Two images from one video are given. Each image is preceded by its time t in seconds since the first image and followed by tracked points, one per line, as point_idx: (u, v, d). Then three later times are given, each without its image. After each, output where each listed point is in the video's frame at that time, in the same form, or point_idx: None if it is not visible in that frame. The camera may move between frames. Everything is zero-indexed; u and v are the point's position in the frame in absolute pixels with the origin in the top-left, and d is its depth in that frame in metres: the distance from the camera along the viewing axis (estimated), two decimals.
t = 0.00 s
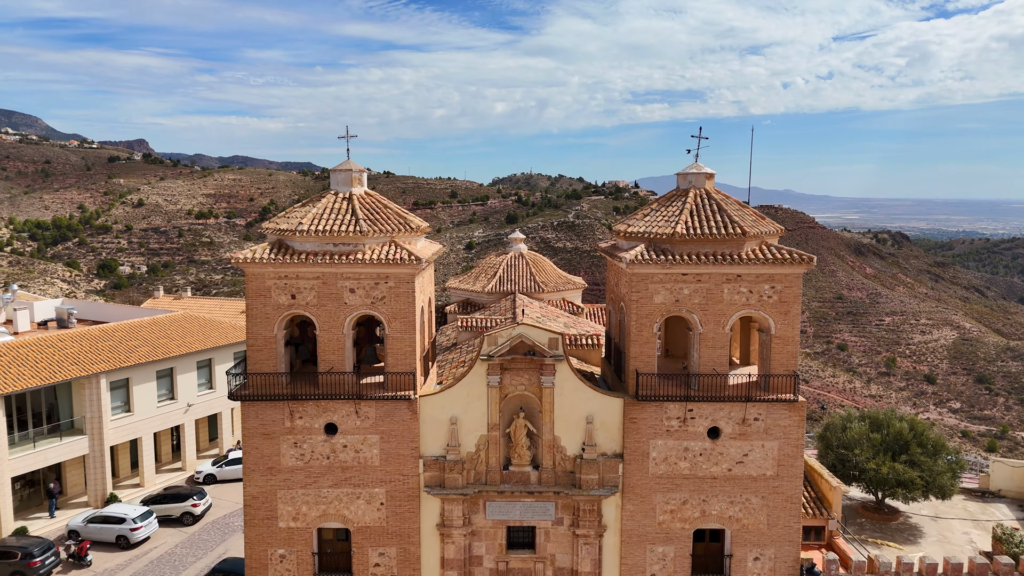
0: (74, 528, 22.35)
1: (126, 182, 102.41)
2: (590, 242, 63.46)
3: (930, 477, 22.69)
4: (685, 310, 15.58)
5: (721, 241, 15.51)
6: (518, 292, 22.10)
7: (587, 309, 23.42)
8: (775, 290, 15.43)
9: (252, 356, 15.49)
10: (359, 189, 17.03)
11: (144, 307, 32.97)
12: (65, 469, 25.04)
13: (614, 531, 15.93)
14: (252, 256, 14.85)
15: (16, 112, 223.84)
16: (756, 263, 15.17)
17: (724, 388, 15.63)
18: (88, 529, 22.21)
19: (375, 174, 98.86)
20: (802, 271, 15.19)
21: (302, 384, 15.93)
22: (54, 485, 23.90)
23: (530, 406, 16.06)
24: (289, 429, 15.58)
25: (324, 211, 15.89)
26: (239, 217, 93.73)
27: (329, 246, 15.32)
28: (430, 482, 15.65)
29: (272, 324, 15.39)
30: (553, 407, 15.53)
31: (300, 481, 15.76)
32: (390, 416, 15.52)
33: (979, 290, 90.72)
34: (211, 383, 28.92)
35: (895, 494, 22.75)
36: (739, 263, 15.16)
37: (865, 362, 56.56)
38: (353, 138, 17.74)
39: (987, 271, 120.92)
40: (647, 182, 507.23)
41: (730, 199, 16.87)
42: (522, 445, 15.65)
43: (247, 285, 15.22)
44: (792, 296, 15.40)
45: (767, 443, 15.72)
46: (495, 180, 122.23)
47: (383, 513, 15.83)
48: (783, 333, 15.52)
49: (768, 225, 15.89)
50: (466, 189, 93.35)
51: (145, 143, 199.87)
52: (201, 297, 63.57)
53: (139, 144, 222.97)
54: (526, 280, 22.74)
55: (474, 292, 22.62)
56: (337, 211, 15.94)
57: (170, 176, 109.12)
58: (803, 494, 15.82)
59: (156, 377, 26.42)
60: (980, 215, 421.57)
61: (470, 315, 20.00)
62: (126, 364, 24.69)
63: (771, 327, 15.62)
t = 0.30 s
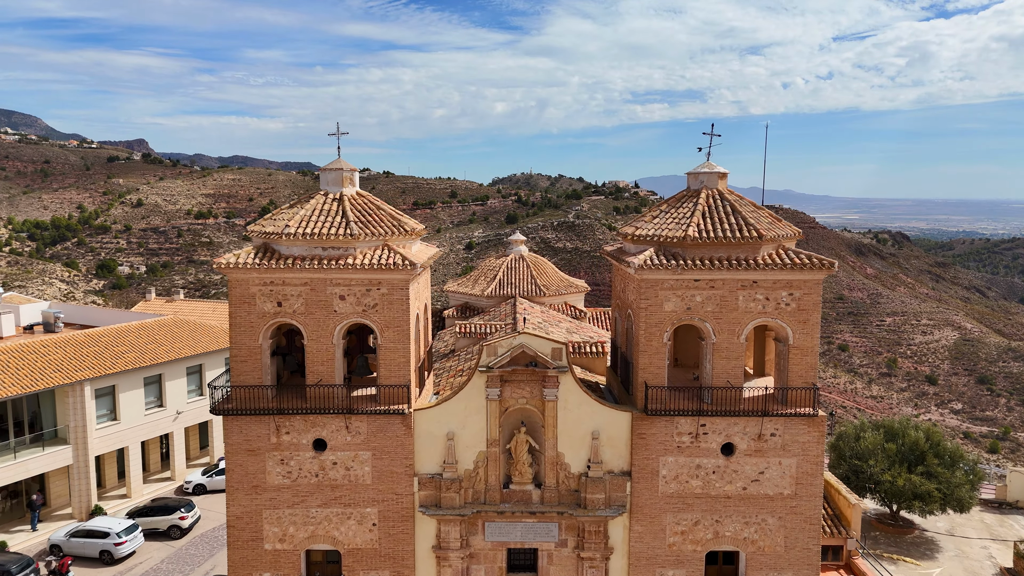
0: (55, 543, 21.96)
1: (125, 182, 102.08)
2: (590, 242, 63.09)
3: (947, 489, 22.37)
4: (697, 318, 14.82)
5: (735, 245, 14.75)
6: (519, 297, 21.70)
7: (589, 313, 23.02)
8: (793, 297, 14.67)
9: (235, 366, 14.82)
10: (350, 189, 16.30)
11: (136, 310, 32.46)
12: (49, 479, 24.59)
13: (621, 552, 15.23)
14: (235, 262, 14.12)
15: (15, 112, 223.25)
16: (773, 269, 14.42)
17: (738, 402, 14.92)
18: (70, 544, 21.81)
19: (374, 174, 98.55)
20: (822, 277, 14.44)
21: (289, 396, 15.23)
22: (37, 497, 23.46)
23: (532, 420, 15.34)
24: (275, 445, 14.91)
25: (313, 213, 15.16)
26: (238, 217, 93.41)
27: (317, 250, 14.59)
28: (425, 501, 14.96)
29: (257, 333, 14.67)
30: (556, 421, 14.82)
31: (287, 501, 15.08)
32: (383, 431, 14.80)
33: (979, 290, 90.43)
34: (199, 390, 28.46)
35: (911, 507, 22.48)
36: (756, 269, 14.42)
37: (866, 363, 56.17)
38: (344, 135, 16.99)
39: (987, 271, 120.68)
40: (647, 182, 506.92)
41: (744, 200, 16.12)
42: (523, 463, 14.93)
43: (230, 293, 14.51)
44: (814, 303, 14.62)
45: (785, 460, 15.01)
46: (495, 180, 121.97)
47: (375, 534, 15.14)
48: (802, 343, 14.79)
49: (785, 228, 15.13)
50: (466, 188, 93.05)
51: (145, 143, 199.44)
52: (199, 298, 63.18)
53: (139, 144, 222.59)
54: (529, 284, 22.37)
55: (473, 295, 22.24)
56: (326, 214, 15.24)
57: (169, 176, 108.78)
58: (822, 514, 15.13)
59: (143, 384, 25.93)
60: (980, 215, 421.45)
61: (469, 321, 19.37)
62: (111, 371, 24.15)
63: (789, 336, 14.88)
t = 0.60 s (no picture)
0: (37, 559, 21.23)
1: (125, 182, 101.71)
2: (591, 242, 62.68)
3: (967, 502, 21.86)
4: (712, 328, 13.89)
5: (751, 249, 13.82)
6: (520, 300, 21.33)
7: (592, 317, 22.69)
8: (814, 305, 13.76)
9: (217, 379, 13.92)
10: (340, 189, 15.52)
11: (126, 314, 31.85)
12: (30, 491, 23.93)
13: None
14: (216, 267, 13.23)
15: (15, 112, 222.73)
16: (793, 276, 13.52)
17: (755, 418, 14.04)
18: (52, 559, 21.10)
19: (374, 174, 98.18)
20: (847, 284, 13.52)
21: (275, 411, 14.36)
22: (17, 510, 22.81)
23: (535, 437, 14.46)
24: (260, 463, 14.03)
25: (301, 215, 14.34)
26: (237, 217, 93.07)
27: (305, 255, 13.75)
28: (420, 523, 14.06)
29: (241, 344, 13.80)
30: (561, 438, 13.97)
31: (273, 523, 14.21)
32: (375, 448, 13.90)
33: (980, 291, 90.04)
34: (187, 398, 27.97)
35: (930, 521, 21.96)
36: (774, 276, 13.52)
37: (868, 364, 55.71)
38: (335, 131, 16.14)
39: (987, 271, 120.38)
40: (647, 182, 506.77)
41: (761, 202, 15.24)
42: (526, 482, 14.08)
43: (212, 301, 13.60)
44: (837, 311, 13.70)
45: (805, 479, 14.07)
46: (495, 180, 121.71)
47: (367, 558, 14.23)
48: (823, 354, 13.88)
49: (805, 231, 14.19)
50: (466, 188, 92.69)
51: (147, 143, 199.79)
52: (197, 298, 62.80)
53: (139, 144, 222.23)
54: (530, 288, 21.98)
55: (473, 299, 21.83)
56: (315, 216, 14.41)
57: (169, 176, 108.44)
58: (846, 538, 14.17)
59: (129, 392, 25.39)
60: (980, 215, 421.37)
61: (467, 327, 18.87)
62: (96, 379, 23.63)
63: (809, 348, 13.98)
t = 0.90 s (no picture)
0: None
1: (124, 182, 101.45)
2: (591, 243, 62.32)
3: (990, 517, 21.62)
4: (730, 339, 13.19)
5: (774, 253, 13.06)
6: (521, 304, 21.03)
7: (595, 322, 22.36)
8: (840, 315, 13.07)
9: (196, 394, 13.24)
10: (331, 190, 14.81)
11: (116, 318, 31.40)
12: (12, 505, 23.45)
13: None
14: (196, 275, 12.53)
15: (15, 112, 222.25)
16: (818, 283, 12.80)
17: (777, 436, 13.38)
18: None
19: (374, 174, 97.89)
20: (875, 292, 12.82)
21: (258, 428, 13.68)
22: None
23: (538, 456, 13.80)
24: (242, 484, 13.36)
25: (288, 217, 13.59)
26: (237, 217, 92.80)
27: (291, 260, 13.00)
28: (416, 549, 13.41)
29: (222, 357, 13.13)
30: (566, 458, 13.26)
31: (257, 548, 13.55)
32: (366, 469, 13.25)
33: (981, 291, 89.71)
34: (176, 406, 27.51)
35: (951, 537, 21.66)
36: (797, 283, 12.81)
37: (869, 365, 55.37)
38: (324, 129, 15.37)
39: (987, 271, 120.09)
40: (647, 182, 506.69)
41: (780, 203, 14.52)
42: (529, 506, 13.45)
43: (191, 310, 12.94)
44: (865, 321, 13.02)
45: (830, 503, 13.45)
46: (495, 180, 121.54)
47: None
48: (849, 368, 13.22)
49: (830, 235, 13.48)
50: (466, 189, 92.45)
51: (147, 143, 199.68)
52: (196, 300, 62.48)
53: (139, 145, 221.94)
54: (532, 292, 21.65)
55: (472, 304, 21.51)
56: (302, 218, 13.68)
57: (169, 176, 108.16)
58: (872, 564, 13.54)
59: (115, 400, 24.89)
60: (980, 215, 421.45)
61: (465, 334, 18.43)
62: (81, 387, 23.13)
63: (834, 360, 13.31)
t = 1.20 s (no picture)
0: None
1: (124, 182, 101.07)
2: (591, 244, 61.85)
3: (1015, 534, 21.16)
4: (752, 353, 12.12)
5: (796, 261, 12.02)
6: (523, 309, 20.61)
7: (600, 327, 21.99)
8: (871, 326, 12.00)
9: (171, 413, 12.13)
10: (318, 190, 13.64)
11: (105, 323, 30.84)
12: None
13: None
14: (170, 282, 11.49)
15: (14, 112, 221.70)
16: (846, 292, 11.71)
17: (800, 458, 12.34)
18: None
19: (374, 175, 97.59)
20: (909, 302, 11.81)
21: (240, 448, 12.56)
22: None
23: (543, 478, 12.74)
24: (222, 510, 12.29)
25: (273, 220, 12.51)
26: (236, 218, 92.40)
27: (275, 267, 11.96)
28: None
29: (200, 372, 12.00)
30: (573, 481, 12.18)
31: None
32: (357, 493, 12.14)
33: (980, 292, 89.55)
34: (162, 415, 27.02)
35: (974, 553, 21.28)
36: (826, 292, 11.73)
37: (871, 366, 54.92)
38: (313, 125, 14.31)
39: (987, 272, 119.90)
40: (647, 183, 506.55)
41: (803, 204, 13.44)
42: (533, 531, 12.30)
43: (166, 322, 11.86)
44: (897, 333, 11.93)
45: (859, 530, 12.37)
46: (495, 180, 121.44)
47: None
48: (880, 385, 12.12)
49: (858, 239, 12.40)
50: (466, 189, 92.18)
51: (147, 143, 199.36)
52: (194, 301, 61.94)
53: (138, 145, 221.56)
54: (534, 297, 21.25)
55: (472, 309, 21.13)
56: (289, 222, 12.64)
57: (168, 177, 107.80)
58: None
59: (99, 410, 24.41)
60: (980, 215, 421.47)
61: (463, 342, 17.83)
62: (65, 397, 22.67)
63: (865, 376, 12.23)
